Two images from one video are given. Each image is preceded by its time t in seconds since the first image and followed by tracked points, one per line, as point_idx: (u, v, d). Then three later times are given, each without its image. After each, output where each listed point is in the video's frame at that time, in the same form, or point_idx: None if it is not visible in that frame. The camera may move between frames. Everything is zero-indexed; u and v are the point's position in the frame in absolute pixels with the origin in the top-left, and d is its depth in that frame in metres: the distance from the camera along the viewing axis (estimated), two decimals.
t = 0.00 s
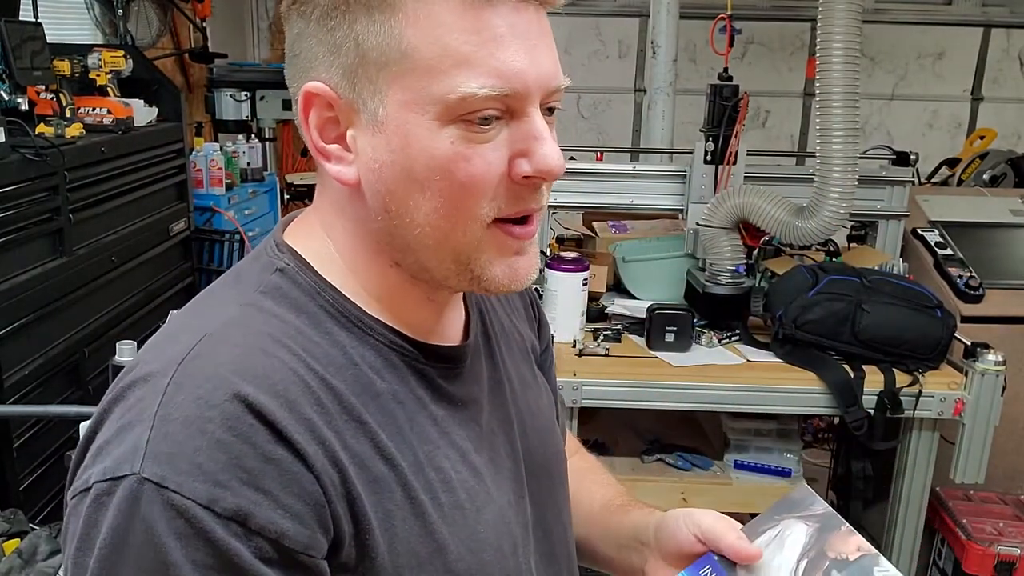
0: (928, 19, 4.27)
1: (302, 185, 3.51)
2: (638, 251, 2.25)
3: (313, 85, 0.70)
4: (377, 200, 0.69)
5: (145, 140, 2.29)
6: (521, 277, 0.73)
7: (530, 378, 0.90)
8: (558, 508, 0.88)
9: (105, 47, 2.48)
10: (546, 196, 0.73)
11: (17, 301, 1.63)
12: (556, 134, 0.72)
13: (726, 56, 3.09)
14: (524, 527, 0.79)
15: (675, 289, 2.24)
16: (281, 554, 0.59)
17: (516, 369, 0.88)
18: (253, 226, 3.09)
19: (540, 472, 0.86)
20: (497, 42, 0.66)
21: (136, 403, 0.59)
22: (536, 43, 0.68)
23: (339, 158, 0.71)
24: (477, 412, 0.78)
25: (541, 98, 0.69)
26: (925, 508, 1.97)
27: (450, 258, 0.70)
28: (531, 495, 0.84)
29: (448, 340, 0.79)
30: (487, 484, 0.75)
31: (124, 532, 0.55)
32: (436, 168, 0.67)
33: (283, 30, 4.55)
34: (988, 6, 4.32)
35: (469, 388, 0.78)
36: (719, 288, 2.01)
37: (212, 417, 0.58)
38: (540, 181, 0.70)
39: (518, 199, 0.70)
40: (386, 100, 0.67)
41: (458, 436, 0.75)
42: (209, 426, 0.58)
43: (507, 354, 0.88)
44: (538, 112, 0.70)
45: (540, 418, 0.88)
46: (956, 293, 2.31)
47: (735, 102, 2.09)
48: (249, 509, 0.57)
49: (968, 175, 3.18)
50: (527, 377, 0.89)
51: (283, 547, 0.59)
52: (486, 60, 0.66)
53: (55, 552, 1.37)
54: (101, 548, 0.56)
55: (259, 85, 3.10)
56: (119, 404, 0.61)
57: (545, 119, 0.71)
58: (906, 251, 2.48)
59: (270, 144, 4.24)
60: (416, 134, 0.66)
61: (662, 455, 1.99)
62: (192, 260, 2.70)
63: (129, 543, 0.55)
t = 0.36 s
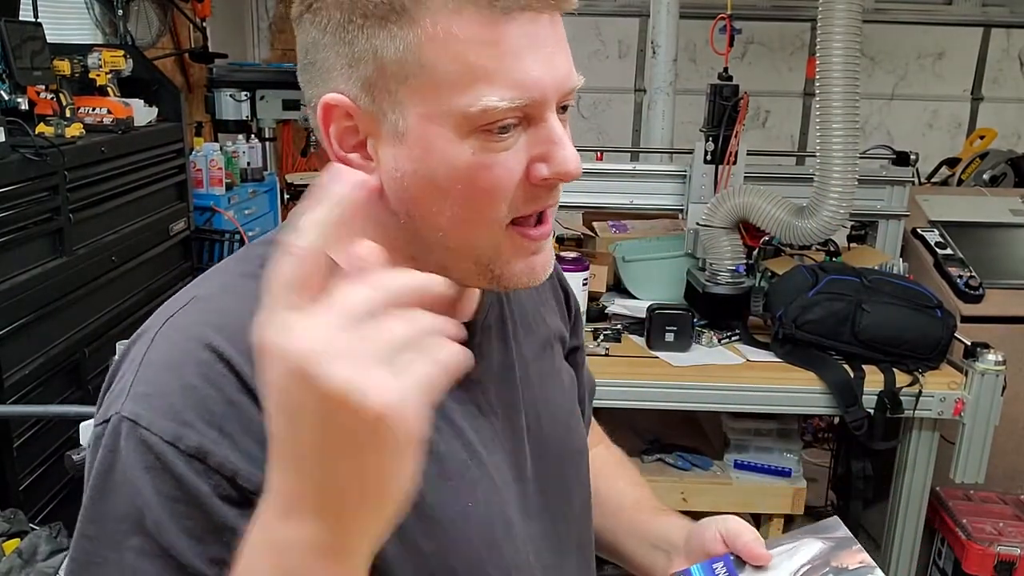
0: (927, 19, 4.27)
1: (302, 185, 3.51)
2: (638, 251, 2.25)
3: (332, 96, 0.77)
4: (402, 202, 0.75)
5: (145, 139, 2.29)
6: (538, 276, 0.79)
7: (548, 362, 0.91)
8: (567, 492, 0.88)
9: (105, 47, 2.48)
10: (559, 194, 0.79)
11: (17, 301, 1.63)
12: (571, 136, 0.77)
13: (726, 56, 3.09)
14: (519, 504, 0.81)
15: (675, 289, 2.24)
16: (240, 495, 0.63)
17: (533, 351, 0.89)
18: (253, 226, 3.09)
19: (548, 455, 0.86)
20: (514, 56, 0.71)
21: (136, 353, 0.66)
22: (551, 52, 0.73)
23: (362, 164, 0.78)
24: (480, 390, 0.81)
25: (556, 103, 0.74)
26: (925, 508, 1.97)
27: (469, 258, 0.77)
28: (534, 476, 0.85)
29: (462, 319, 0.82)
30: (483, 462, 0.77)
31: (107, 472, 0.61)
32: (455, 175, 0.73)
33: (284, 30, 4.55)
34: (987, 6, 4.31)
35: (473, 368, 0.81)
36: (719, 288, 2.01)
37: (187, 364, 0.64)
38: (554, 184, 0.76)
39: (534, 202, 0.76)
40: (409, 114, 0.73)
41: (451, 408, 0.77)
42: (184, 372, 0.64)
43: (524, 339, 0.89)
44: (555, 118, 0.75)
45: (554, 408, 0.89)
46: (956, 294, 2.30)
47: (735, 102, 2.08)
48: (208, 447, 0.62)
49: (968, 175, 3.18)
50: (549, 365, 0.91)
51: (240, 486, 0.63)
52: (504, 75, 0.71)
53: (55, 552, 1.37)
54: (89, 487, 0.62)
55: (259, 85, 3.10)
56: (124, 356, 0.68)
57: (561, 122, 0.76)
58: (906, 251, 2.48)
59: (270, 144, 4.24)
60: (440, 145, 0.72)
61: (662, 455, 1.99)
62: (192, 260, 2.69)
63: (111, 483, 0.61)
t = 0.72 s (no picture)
0: (928, 19, 4.27)
1: (302, 185, 3.51)
2: (639, 251, 2.25)
3: (408, 82, 0.68)
4: (436, 203, 0.67)
5: (144, 139, 2.29)
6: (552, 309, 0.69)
7: (579, 379, 0.89)
8: (587, 509, 0.85)
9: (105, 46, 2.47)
10: (595, 232, 0.70)
11: (17, 301, 1.63)
12: (613, 179, 0.69)
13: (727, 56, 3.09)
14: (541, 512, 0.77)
15: (675, 289, 2.25)
16: (273, 465, 0.59)
17: (566, 366, 0.88)
18: (252, 226, 3.09)
19: (570, 472, 0.84)
20: (573, 87, 0.63)
21: (187, 318, 0.63)
22: (610, 97, 0.65)
23: (415, 152, 0.68)
24: (514, 399, 0.77)
25: (606, 143, 0.66)
26: (925, 508, 1.97)
27: (489, 272, 0.68)
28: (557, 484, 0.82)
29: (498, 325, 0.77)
30: (508, 469, 0.74)
31: (145, 431, 0.58)
32: (490, 184, 0.64)
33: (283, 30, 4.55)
34: (988, 6, 4.31)
35: (514, 376, 0.78)
36: (719, 288, 2.01)
37: (239, 335, 0.61)
38: (586, 224, 0.67)
39: (562, 232, 0.66)
40: (461, 113, 0.64)
41: (485, 413, 0.74)
42: (234, 343, 0.60)
43: (561, 355, 0.87)
44: (599, 155, 0.66)
45: (585, 425, 0.87)
46: (956, 294, 2.30)
47: (734, 102, 2.08)
48: (250, 416, 0.58)
49: (968, 175, 3.17)
50: (582, 383, 0.89)
51: (271, 456, 0.59)
52: (558, 99, 0.63)
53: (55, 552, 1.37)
54: (126, 444, 0.58)
55: (259, 85, 3.10)
56: (174, 322, 0.65)
57: (605, 162, 0.67)
58: (906, 251, 2.48)
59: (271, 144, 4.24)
60: (479, 153, 0.64)
61: (663, 455, 1.99)
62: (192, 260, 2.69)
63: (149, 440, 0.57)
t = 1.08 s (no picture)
0: (927, 19, 4.27)
1: (302, 185, 3.51)
2: (638, 251, 2.25)
3: (444, 72, 0.73)
4: (469, 184, 0.71)
5: (145, 139, 2.29)
6: (584, 287, 0.72)
7: (599, 386, 0.90)
8: (591, 516, 0.86)
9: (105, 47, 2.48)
10: (626, 221, 0.73)
11: (18, 300, 1.63)
12: (644, 172, 0.72)
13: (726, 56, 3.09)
14: (546, 513, 0.78)
15: (675, 289, 2.25)
16: (288, 442, 0.62)
17: (586, 370, 0.89)
18: (253, 226, 3.09)
19: (582, 478, 0.85)
20: (606, 67, 0.67)
21: (214, 298, 0.67)
22: (644, 80, 0.69)
23: (449, 138, 0.73)
24: (527, 402, 0.79)
25: (635, 132, 0.70)
26: (925, 508, 1.97)
27: (519, 250, 0.71)
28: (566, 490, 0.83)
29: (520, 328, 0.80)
30: (515, 470, 0.75)
31: (162, 403, 0.61)
32: (525, 163, 0.68)
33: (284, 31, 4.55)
34: (987, 6, 4.31)
35: (527, 380, 0.79)
36: (719, 288, 2.01)
37: (264, 316, 0.64)
38: (618, 203, 0.70)
39: (595, 211, 0.69)
40: (498, 95, 0.69)
41: (498, 413, 0.76)
42: (259, 324, 0.64)
43: (577, 369, 0.88)
44: (630, 141, 0.70)
45: (597, 436, 0.87)
46: (957, 294, 2.30)
47: (734, 102, 2.08)
48: (267, 393, 0.62)
49: (968, 175, 3.17)
50: (602, 389, 0.90)
51: (287, 433, 0.62)
52: (592, 80, 0.67)
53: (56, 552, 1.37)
54: (144, 412, 0.61)
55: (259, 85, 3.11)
56: (201, 302, 0.69)
57: (636, 152, 0.71)
58: (906, 251, 2.48)
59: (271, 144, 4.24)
60: (514, 131, 0.68)
61: (662, 455, 1.99)
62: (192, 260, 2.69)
63: (169, 409, 0.61)
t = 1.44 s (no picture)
0: (927, 19, 4.27)
1: (302, 185, 3.51)
2: (638, 251, 2.25)
3: (452, 75, 0.75)
4: (470, 192, 0.73)
5: (145, 139, 2.29)
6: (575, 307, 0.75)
7: (599, 390, 0.90)
8: (588, 518, 0.86)
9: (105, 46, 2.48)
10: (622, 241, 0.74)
11: (17, 300, 1.63)
12: (643, 195, 0.73)
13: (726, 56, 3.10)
14: (540, 518, 0.78)
15: (675, 289, 2.25)
16: (266, 451, 0.63)
17: (584, 374, 0.89)
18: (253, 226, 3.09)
19: (574, 483, 0.85)
20: (614, 94, 0.68)
21: (202, 300, 0.69)
22: (653, 108, 0.70)
23: (450, 143, 0.75)
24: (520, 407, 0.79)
25: (641, 156, 0.71)
26: (925, 508, 1.97)
27: (516, 266, 0.73)
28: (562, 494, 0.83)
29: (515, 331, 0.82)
30: (505, 471, 0.76)
31: (145, 409, 0.63)
32: (527, 182, 0.69)
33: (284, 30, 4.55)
34: (988, 6, 4.30)
35: (520, 385, 0.80)
36: (719, 288, 2.01)
37: (247, 320, 0.66)
38: (617, 228, 0.72)
39: (593, 236, 0.71)
40: (504, 107, 0.70)
41: (488, 415, 0.77)
42: (243, 329, 0.65)
43: (577, 373, 0.88)
44: (634, 166, 0.71)
45: (597, 438, 0.87)
46: (957, 294, 2.30)
47: (734, 102, 2.08)
48: (246, 401, 0.63)
49: (968, 175, 3.17)
50: (605, 393, 0.91)
51: (265, 442, 0.63)
52: (599, 104, 0.68)
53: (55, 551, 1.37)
54: (129, 416, 0.63)
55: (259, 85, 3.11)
56: (190, 305, 0.71)
57: (638, 176, 0.72)
58: (906, 251, 2.48)
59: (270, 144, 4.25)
60: (520, 147, 0.69)
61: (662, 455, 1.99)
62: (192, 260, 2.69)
63: (152, 415, 0.62)
